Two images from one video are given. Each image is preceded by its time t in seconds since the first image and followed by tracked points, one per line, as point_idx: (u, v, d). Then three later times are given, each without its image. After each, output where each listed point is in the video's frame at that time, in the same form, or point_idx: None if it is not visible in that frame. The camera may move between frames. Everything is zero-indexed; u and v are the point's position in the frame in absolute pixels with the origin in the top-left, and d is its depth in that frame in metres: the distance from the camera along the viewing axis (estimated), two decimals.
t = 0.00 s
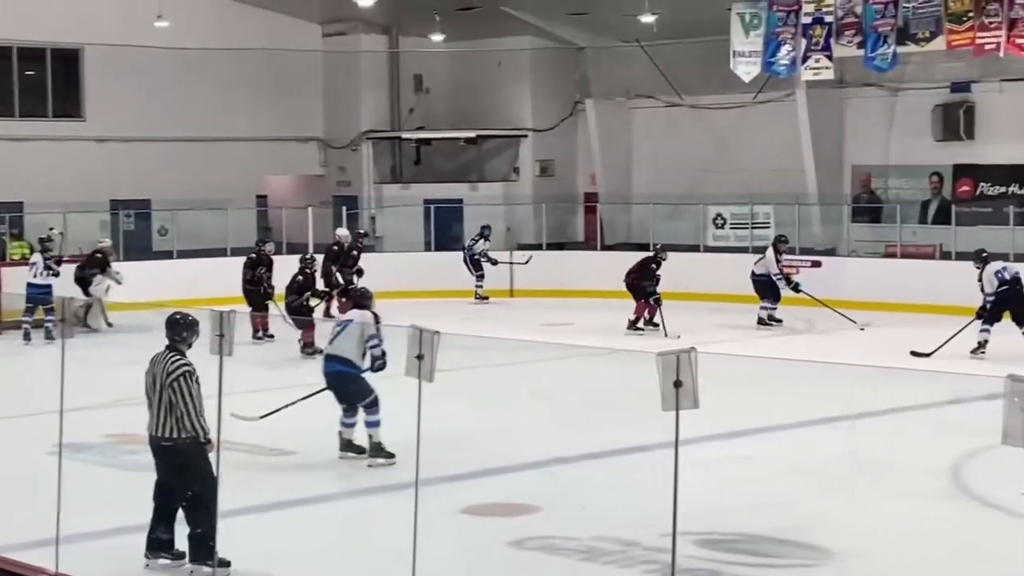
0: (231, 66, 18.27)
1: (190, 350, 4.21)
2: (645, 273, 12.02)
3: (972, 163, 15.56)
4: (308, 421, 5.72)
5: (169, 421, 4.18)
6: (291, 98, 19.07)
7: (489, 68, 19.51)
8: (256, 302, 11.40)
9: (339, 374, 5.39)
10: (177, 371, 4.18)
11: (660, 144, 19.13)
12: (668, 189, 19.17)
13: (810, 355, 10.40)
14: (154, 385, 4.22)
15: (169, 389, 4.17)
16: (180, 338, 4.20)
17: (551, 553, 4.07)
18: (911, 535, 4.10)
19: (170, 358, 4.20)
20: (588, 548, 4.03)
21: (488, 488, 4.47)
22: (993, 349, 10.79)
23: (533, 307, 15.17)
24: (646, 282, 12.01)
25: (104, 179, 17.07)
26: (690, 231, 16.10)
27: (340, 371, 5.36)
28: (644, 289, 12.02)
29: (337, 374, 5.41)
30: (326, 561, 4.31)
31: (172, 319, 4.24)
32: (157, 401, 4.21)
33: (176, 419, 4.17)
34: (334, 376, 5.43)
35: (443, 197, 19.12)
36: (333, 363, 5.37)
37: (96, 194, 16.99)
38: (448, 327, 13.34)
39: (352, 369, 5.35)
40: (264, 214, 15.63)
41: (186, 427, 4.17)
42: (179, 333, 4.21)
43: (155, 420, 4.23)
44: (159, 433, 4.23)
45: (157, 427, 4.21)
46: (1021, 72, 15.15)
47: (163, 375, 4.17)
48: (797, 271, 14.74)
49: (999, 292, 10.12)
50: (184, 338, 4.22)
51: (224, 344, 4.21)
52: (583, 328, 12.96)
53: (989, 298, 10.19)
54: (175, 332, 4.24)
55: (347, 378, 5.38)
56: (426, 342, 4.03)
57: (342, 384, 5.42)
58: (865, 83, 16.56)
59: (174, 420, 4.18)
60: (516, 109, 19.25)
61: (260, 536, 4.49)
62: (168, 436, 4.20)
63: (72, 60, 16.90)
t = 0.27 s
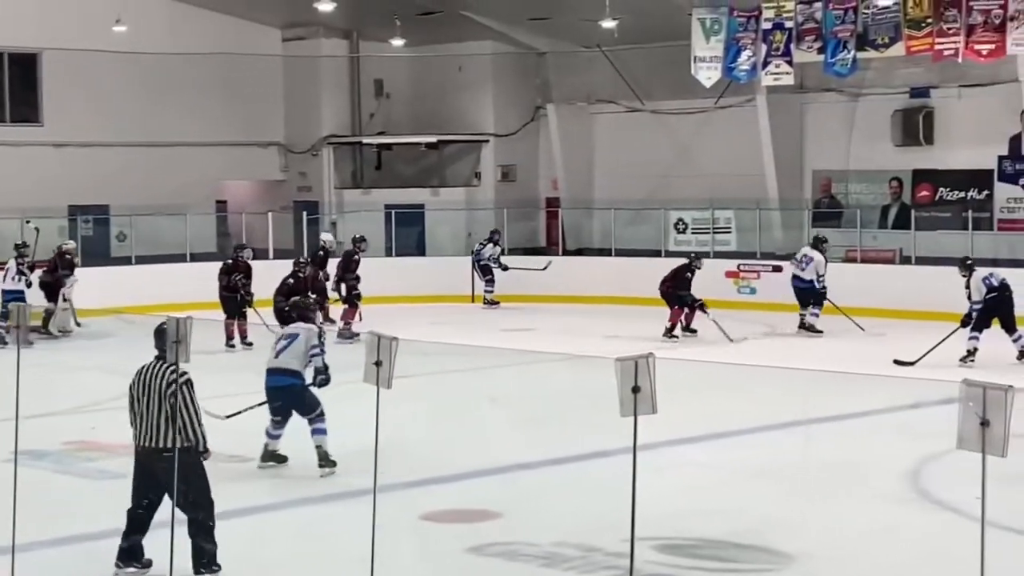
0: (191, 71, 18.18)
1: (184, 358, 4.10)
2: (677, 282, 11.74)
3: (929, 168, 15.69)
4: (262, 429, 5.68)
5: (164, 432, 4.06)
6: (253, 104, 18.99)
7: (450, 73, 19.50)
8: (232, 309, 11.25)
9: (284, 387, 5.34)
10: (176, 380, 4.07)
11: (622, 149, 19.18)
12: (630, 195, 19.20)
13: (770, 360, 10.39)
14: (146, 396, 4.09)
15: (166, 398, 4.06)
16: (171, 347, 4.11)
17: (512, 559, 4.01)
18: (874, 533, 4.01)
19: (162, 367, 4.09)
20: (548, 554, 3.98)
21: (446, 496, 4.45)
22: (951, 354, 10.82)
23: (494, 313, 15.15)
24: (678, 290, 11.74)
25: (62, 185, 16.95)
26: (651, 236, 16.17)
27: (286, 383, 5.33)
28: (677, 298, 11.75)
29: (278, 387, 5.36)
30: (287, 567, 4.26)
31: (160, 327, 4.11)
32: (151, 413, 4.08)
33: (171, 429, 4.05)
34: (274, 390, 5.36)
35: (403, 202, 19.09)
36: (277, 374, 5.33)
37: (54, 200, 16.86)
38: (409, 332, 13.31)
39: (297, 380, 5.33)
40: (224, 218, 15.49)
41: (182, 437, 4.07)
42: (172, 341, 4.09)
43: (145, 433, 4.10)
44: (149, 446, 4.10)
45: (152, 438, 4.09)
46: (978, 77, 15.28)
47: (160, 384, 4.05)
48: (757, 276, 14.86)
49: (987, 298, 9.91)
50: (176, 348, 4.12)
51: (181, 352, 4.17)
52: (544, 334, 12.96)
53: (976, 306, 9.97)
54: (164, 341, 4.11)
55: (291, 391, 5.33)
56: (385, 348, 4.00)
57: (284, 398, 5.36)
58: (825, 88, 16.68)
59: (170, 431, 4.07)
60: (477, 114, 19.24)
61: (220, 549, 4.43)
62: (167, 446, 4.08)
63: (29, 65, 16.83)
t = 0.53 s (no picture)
0: (166, 76, 18.11)
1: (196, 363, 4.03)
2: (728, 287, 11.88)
3: (904, 172, 15.77)
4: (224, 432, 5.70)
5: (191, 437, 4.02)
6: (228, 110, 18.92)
7: (424, 78, 19.50)
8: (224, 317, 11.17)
9: (244, 400, 5.41)
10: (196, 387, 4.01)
11: (598, 153, 19.21)
12: (606, 199, 19.26)
13: (747, 365, 10.41)
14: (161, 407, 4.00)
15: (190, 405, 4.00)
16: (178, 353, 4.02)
17: (489, 563, 4.02)
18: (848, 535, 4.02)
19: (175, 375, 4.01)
20: (524, 559, 3.99)
21: (421, 502, 4.46)
22: (927, 358, 10.85)
23: (470, 318, 15.16)
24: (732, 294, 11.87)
25: (36, 191, 16.83)
26: (627, 240, 16.17)
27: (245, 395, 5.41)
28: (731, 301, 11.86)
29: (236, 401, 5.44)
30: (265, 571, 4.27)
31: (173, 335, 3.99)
32: (171, 421, 4.00)
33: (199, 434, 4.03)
34: (233, 404, 5.43)
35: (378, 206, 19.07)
36: (236, 387, 5.43)
37: (27, 206, 16.73)
38: (386, 338, 13.29)
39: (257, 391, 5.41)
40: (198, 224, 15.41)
41: (205, 441, 4.05)
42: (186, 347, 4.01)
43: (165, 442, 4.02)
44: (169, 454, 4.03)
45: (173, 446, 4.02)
46: (953, 81, 15.36)
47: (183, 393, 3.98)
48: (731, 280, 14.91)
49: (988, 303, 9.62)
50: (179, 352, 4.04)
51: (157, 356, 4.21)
52: (521, 339, 12.95)
53: (975, 312, 9.68)
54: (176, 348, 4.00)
55: (252, 402, 5.40)
56: (359, 353, 4.01)
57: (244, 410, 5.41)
58: (799, 93, 16.70)
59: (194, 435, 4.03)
60: (452, 120, 19.25)
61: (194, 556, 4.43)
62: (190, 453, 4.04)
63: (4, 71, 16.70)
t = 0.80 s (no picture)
0: (152, 81, 18.10)
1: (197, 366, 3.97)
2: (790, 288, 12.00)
3: (891, 175, 15.79)
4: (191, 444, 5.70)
5: (205, 442, 3.94)
6: (216, 116, 18.90)
7: (412, 83, 19.52)
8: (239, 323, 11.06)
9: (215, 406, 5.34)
10: (206, 391, 3.94)
11: (584, 158, 19.24)
12: (593, 203, 19.28)
13: (735, 368, 10.39)
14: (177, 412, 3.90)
15: (204, 409, 3.93)
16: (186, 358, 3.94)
17: (478, 567, 4.01)
18: (840, 538, 4.00)
19: (187, 380, 3.91)
20: (514, 563, 3.97)
21: (410, 508, 4.45)
22: (916, 361, 10.86)
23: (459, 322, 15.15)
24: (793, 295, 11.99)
25: (24, 197, 16.75)
26: (615, 245, 16.17)
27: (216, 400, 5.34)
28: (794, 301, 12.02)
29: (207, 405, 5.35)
30: None
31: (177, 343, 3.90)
32: (186, 428, 3.91)
33: (211, 440, 3.96)
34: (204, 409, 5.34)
35: (366, 211, 19.04)
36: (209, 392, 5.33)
37: (15, 211, 16.65)
38: (375, 342, 13.26)
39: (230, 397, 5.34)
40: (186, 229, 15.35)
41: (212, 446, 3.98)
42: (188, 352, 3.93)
43: (180, 449, 3.91)
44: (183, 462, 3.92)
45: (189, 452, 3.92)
46: (939, 84, 15.39)
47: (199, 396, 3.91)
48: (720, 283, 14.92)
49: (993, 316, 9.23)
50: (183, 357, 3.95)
51: (146, 363, 4.22)
52: (511, 342, 12.91)
53: (978, 320, 9.32)
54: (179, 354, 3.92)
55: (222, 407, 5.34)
56: (349, 359, 4.01)
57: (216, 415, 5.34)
58: (786, 96, 16.72)
59: (205, 441, 3.95)
60: (439, 123, 19.25)
61: (181, 564, 4.41)
62: (203, 460, 3.95)
63: None
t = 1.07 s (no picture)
0: (155, 86, 18.10)
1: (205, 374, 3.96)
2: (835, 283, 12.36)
3: (894, 177, 15.79)
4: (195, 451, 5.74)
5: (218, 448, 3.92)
6: (219, 121, 18.91)
7: (414, 87, 19.53)
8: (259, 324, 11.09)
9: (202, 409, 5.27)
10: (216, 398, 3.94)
11: (587, 161, 19.24)
12: (596, 206, 19.27)
13: (741, 371, 10.41)
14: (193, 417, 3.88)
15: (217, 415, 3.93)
16: (195, 364, 3.92)
17: (484, 571, 4.03)
18: (844, 540, 4.02)
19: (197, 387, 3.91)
20: (518, 567, 4.00)
21: (416, 511, 4.47)
22: (919, 363, 10.87)
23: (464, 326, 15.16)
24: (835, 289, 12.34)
25: (27, 203, 16.72)
26: (619, 248, 16.13)
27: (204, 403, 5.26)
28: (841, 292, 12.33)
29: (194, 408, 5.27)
30: None
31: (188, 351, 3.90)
32: (203, 434, 3.89)
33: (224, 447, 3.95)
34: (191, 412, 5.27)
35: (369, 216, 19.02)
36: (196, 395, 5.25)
37: (19, 217, 16.64)
38: (379, 346, 13.26)
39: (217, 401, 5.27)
40: (191, 234, 15.35)
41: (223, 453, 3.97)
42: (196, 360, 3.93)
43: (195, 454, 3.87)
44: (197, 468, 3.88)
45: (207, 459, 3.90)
46: (942, 86, 15.39)
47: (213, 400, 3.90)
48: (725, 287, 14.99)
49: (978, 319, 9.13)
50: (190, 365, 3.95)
51: (151, 366, 4.22)
52: (516, 346, 12.92)
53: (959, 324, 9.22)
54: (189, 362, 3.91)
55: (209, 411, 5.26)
56: (355, 364, 4.01)
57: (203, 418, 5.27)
58: (789, 98, 16.71)
59: (218, 447, 3.93)
60: (442, 127, 19.25)
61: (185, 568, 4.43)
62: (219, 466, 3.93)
63: None
